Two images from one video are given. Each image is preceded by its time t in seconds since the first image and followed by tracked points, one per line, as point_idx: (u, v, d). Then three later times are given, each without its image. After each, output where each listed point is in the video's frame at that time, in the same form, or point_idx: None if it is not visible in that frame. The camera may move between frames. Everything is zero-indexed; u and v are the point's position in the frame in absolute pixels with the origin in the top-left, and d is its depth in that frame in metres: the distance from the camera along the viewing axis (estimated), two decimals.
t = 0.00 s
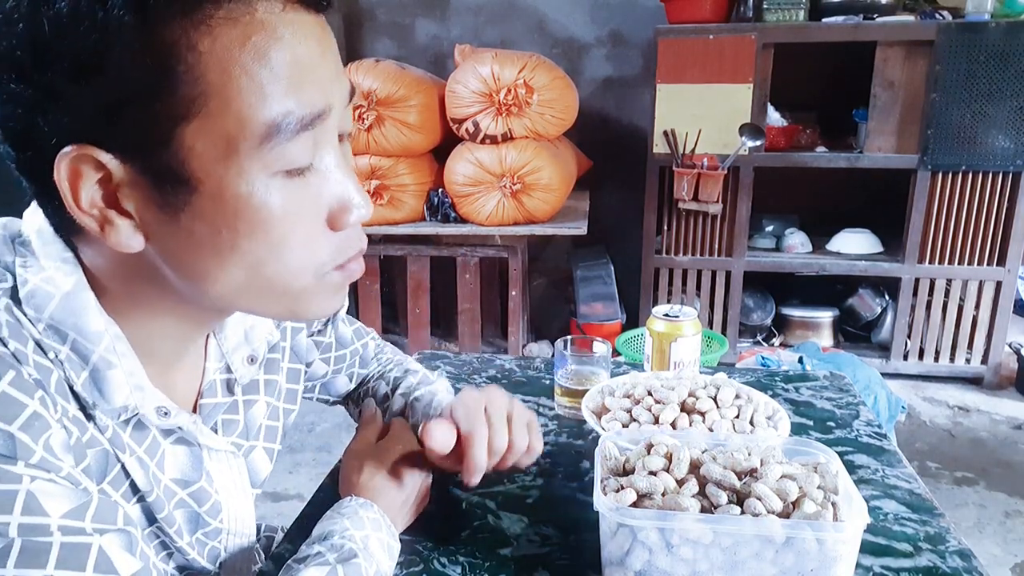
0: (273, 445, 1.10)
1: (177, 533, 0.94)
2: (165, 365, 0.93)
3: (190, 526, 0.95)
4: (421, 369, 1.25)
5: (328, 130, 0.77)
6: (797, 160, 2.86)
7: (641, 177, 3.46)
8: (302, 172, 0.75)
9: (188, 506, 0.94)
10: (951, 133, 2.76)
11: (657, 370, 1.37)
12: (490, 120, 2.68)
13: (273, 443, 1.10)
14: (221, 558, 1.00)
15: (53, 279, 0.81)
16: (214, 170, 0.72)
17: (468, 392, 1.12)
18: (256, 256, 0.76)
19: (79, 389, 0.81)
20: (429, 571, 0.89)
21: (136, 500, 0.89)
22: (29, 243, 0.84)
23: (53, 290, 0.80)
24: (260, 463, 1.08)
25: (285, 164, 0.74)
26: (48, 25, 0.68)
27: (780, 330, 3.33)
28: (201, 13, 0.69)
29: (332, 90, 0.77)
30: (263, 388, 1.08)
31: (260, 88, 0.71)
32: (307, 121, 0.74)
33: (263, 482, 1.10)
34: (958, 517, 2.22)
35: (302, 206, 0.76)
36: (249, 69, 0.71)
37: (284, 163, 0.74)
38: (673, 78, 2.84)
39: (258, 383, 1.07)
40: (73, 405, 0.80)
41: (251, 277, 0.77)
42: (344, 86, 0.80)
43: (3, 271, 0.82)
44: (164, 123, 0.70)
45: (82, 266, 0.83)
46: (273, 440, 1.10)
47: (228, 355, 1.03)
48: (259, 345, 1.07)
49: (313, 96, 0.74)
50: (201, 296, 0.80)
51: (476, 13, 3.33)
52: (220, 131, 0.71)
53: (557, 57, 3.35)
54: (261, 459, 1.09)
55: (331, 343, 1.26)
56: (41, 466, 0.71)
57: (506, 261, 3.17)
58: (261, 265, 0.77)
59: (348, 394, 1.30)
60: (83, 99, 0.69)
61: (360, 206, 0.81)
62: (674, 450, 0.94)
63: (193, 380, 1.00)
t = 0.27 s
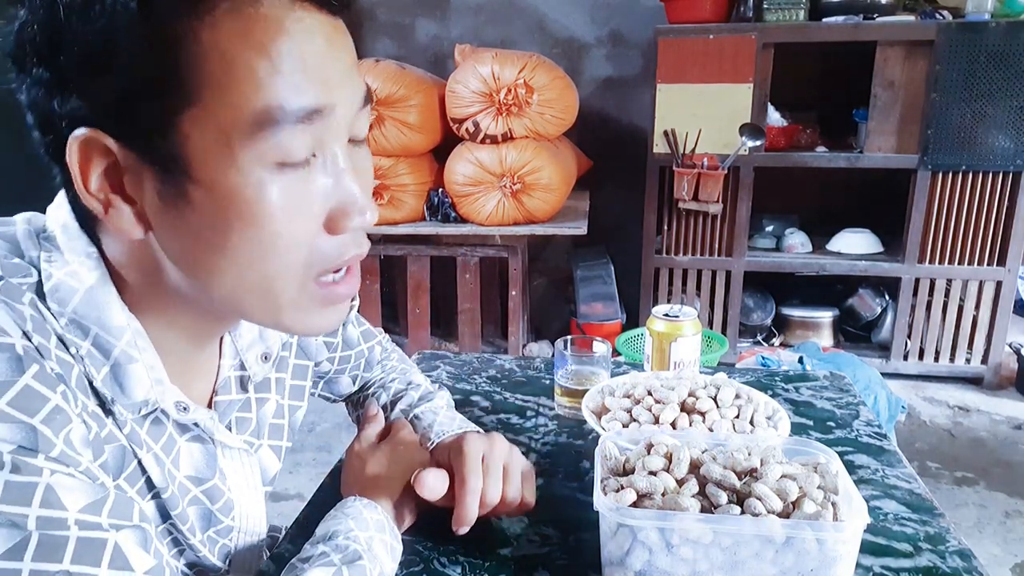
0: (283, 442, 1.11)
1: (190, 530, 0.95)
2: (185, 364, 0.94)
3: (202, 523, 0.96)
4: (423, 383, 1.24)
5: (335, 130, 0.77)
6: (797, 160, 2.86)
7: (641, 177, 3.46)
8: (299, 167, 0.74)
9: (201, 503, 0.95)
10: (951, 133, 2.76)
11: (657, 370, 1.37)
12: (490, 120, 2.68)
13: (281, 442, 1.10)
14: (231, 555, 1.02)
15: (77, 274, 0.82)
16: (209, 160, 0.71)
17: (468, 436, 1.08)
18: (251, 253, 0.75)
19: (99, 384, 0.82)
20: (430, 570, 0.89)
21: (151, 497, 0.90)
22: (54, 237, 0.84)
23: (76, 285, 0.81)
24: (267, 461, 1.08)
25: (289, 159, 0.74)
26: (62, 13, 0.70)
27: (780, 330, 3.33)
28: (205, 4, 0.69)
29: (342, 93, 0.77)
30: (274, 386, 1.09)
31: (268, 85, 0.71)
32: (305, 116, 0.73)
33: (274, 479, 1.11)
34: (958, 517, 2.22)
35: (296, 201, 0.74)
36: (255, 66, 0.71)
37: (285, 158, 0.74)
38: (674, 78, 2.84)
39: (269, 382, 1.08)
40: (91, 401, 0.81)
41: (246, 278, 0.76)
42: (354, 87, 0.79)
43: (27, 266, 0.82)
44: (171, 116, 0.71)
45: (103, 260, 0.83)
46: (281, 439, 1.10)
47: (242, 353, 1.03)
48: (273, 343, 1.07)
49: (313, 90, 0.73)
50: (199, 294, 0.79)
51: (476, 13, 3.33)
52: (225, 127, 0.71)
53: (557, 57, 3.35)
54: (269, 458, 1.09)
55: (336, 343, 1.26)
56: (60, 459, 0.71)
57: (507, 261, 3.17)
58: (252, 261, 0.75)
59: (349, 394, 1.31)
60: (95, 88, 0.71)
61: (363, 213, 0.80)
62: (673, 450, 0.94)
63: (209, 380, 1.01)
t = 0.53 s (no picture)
0: (286, 443, 1.11)
1: (193, 529, 0.95)
2: (191, 367, 0.95)
3: (205, 522, 0.96)
4: (424, 386, 1.25)
5: (295, 107, 0.75)
6: (797, 160, 2.86)
7: (641, 176, 3.46)
8: (236, 141, 0.72)
9: (204, 502, 0.95)
10: (951, 133, 2.76)
11: (657, 370, 1.37)
12: (490, 120, 2.69)
13: (281, 442, 1.10)
14: (232, 554, 1.02)
15: (89, 271, 0.84)
16: (151, 131, 0.72)
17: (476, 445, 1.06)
18: (187, 219, 0.72)
19: (109, 383, 0.82)
20: (430, 570, 0.89)
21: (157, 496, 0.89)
22: (71, 234, 0.87)
23: (88, 282, 0.83)
24: (268, 460, 1.09)
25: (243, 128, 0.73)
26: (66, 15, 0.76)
27: (780, 330, 3.33)
28: None
29: (308, 71, 0.75)
30: (276, 387, 1.09)
31: (227, 54, 0.71)
32: (243, 88, 0.72)
33: (276, 479, 1.12)
34: (958, 517, 2.22)
35: (227, 173, 0.72)
36: (221, 35, 0.71)
37: (240, 128, 0.73)
38: (674, 78, 2.84)
39: (272, 381, 1.07)
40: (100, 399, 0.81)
41: (184, 249, 0.73)
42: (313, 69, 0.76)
43: (41, 264, 0.84)
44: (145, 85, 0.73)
45: (115, 258, 0.86)
46: (282, 438, 1.10)
47: (246, 350, 1.03)
48: (279, 341, 1.06)
49: (251, 62, 0.72)
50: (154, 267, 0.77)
51: (476, 13, 3.33)
52: (175, 93, 0.71)
53: (557, 57, 3.35)
54: (270, 458, 1.09)
55: (338, 343, 1.26)
56: (70, 455, 0.71)
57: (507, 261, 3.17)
58: (187, 237, 0.72)
59: (350, 395, 1.32)
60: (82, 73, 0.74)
61: (312, 196, 0.74)
62: (673, 450, 0.94)
63: (214, 378, 1.01)
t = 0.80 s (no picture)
0: (284, 442, 1.12)
1: (193, 527, 0.95)
2: (193, 363, 0.95)
3: (206, 519, 0.96)
4: (424, 386, 1.25)
5: (282, 95, 0.75)
6: (797, 160, 2.86)
7: (641, 176, 3.46)
8: (222, 127, 0.73)
9: (204, 499, 0.95)
10: (951, 134, 2.76)
11: (657, 371, 1.37)
12: (490, 120, 2.69)
13: (279, 441, 1.10)
14: (233, 552, 1.02)
15: (93, 268, 0.84)
16: (139, 120, 0.73)
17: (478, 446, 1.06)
18: (177, 206, 0.72)
19: (114, 380, 0.82)
20: (430, 571, 0.89)
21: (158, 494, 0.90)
22: (75, 233, 0.88)
23: (93, 279, 0.83)
24: (267, 458, 1.08)
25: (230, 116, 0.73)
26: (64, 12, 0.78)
27: (780, 330, 3.33)
28: None
29: (294, 58, 0.76)
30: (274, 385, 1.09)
31: (213, 45, 0.72)
32: (228, 74, 0.72)
33: (275, 478, 1.12)
34: (958, 517, 2.22)
35: (214, 159, 0.72)
36: (208, 24, 0.72)
37: (228, 116, 0.73)
38: (674, 78, 2.84)
39: (271, 379, 1.08)
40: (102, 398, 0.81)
41: (175, 236, 0.73)
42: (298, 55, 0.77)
43: (46, 263, 0.83)
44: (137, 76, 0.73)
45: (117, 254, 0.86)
46: (280, 437, 1.10)
47: (247, 347, 1.03)
48: (279, 337, 1.07)
49: (234, 49, 0.73)
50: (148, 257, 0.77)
51: (476, 13, 3.33)
52: (161, 81, 0.72)
53: (557, 57, 3.36)
54: (268, 456, 1.08)
55: (338, 343, 1.26)
56: (73, 455, 0.72)
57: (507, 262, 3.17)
58: (176, 224, 0.73)
59: (350, 394, 1.32)
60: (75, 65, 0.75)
61: (299, 180, 0.74)
62: (674, 450, 0.94)
63: (215, 375, 1.01)
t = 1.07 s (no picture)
0: (283, 441, 1.11)
1: (192, 526, 0.95)
2: (191, 361, 0.95)
3: (205, 518, 0.96)
4: (424, 386, 1.25)
5: (278, 88, 0.75)
6: (797, 160, 2.86)
7: (641, 176, 3.46)
8: (219, 119, 0.73)
9: (203, 498, 0.95)
10: (951, 133, 2.76)
11: (657, 371, 1.37)
12: (490, 120, 2.69)
13: (279, 440, 1.10)
14: (232, 551, 1.02)
15: (92, 266, 0.84)
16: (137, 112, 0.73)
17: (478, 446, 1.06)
18: (172, 199, 0.72)
19: (113, 378, 0.82)
20: (430, 571, 0.89)
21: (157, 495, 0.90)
22: (74, 231, 0.88)
23: (92, 277, 0.83)
24: (266, 458, 1.08)
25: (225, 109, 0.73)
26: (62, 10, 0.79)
27: (780, 330, 3.33)
28: None
29: (289, 52, 0.76)
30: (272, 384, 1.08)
31: (211, 40, 0.72)
32: (224, 67, 0.73)
33: (275, 477, 1.11)
34: (958, 517, 2.22)
35: (208, 151, 0.72)
36: (204, 18, 0.72)
37: (223, 109, 0.73)
38: (674, 78, 2.84)
39: (270, 377, 1.08)
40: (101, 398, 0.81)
41: (171, 229, 0.73)
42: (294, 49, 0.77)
43: (44, 262, 0.83)
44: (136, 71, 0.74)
45: (117, 252, 0.86)
46: (279, 436, 1.10)
47: (245, 345, 1.03)
48: (278, 335, 1.07)
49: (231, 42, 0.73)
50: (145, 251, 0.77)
51: (476, 13, 3.33)
52: (159, 74, 0.72)
53: (557, 57, 3.36)
54: (267, 455, 1.08)
55: (337, 343, 1.26)
56: (72, 456, 0.71)
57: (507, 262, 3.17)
58: (172, 217, 0.72)
59: (350, 394, 1.32)
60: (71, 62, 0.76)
61: (294, 173, 0.74)
62: (674, 450, 0.94)
63: (214, 372, 1.01)
